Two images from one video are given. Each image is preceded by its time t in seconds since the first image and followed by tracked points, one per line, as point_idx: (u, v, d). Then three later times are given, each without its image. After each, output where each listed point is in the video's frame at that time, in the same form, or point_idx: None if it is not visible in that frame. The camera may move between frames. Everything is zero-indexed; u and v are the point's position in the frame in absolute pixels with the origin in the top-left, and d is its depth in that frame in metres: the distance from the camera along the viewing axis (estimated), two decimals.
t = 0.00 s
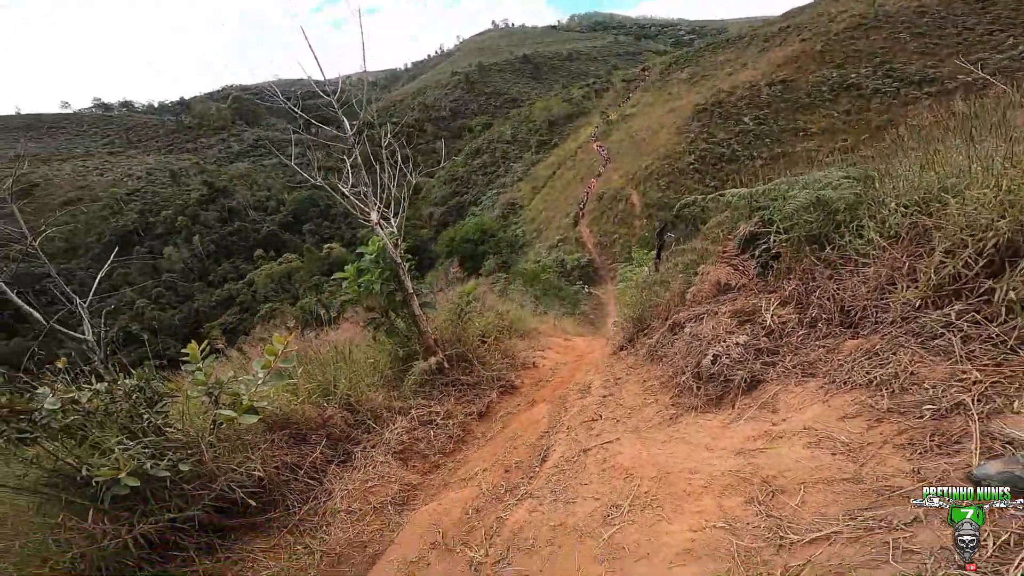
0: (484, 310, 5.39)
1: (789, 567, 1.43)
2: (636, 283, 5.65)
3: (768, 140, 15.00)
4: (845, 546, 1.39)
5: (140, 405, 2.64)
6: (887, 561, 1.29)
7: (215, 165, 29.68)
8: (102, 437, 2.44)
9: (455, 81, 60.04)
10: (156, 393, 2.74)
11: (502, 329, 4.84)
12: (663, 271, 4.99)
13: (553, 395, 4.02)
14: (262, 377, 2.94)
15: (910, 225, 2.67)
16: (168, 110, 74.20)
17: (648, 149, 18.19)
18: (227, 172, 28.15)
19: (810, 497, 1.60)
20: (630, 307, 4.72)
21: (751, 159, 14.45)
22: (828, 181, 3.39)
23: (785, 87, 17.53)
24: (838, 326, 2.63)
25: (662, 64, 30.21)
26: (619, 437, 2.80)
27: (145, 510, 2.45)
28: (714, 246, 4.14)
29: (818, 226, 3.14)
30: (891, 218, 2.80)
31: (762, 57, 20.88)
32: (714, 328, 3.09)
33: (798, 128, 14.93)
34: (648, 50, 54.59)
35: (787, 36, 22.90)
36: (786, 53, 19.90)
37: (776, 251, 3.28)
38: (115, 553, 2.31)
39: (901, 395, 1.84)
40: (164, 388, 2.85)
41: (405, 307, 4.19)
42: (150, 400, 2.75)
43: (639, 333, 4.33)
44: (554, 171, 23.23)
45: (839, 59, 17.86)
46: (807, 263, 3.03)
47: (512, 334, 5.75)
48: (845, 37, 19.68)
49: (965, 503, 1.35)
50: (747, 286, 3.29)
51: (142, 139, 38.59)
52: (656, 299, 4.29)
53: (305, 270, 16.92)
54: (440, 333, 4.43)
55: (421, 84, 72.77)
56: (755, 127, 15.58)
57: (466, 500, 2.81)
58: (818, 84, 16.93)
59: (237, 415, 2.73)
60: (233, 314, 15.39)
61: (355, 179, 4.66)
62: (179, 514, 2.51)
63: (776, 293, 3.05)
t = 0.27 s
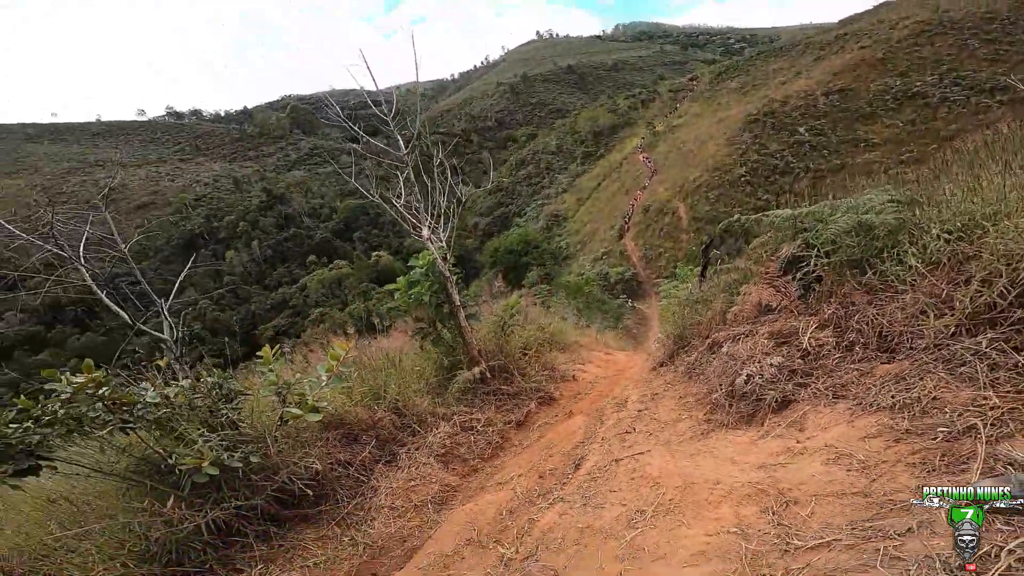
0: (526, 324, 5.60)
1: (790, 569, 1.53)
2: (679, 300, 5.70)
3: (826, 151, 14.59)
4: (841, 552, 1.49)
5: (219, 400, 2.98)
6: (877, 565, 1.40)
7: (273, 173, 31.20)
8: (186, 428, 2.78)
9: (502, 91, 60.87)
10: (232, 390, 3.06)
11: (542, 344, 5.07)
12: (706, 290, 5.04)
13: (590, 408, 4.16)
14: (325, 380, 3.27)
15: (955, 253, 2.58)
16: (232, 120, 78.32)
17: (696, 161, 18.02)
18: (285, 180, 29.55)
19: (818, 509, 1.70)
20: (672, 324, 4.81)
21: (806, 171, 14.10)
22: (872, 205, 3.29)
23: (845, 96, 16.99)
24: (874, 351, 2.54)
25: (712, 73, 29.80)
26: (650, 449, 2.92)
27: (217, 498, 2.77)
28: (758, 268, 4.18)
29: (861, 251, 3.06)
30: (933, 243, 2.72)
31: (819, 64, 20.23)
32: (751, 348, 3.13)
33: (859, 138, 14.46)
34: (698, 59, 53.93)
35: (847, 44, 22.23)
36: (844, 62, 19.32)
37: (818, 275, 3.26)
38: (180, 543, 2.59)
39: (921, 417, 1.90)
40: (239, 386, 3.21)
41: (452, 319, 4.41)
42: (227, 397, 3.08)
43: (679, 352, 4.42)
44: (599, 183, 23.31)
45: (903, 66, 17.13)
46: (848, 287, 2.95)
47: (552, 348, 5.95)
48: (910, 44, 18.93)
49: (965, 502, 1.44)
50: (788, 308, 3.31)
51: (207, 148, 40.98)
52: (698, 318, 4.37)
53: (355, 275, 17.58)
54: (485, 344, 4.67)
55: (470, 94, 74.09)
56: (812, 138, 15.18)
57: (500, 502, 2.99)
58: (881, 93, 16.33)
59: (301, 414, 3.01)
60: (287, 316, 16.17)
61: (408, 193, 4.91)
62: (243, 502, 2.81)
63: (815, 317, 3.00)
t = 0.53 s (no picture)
0: (530, 344, 5.72)
1: None
2: (682, 319, 5.76)
3: (833, 166, 14.62)
4: (810, 564, 1.58)
5: (229, 415, 3.11)
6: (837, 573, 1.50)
7: (284, 190, 31.71)
8: (197, 441, 2.91)
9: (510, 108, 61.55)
10: (241, 405, 3.19)
11: (545, 362, 5.19)
12: (708, 311, 5.11)
13: (590, 426, 4.24)
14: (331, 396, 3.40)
15: (941, 275, 2.59)
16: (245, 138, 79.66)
17: (702, 178, 18.14)
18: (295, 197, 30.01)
19: (790, 522, 1.79)
20: (674, 345, 4.90)
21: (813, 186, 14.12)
22: (863, 228, 3.35)
23: (851, 111, 17.04)
24: (862, 371, 2.57)
25: (718, 90, 30.02)
26: (644, 466, 3.00)
27: (224, 507, 2.88)
28: (756, 289, 4.25)
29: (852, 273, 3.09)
30: (918, 267, 2.77)
31: (824, 78, 20.28)
32: (745, 370, 3.19)
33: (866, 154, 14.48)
34: (705, 76, 54.33)
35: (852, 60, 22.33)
36: (849, 79, 19.42)
37: (812, 297, 3.31)
38: (186, 550, 2.69)
39: (897, 436, 1.98)
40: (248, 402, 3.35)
41: (456, 339, 4.51)
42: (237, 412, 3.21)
43: (681, 372, 4.50)
44: (605, 201, 23.51)
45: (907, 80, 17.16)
46: (840, 309, 3.00)
47: (556, 367, 6.05)
48: (915, 59, 18.98)
49: (965, 502, 1.48)
50: (782, 329, 3.36)
51: (220, 166, 41.78)
52: (699, 340, 4.45)
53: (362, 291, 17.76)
54: (489, 363, 4.79)
55: (478, 112, 74.91)
56: (818, 154, 15.23)
57: (498, 516, 3.07)
58: (887, 108, 16.37)
59: (307, 429, 3.14)
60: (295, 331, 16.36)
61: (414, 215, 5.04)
62: (250, 512, 2.92)
63: (809, 338, 3.04)
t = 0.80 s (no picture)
0: (532, 354, 5.72)
1: None
2: (686, 327, 5.72)
3: (837, 170, 14.53)
4: None
5: (231, 428, 3.14)
6: None
7: (289, 199, 31.91)
8: (200, 456, 2.93)
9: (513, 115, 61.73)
10: (244, 420, 3.22)
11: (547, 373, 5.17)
12: (710, 321, 5.09)
13: (592, 437, 4.25)
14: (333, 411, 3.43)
15: (940, 290, 2.55)
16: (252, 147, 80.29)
17: (704, 184, 18.12)
18: (299, 205, 30.20)
19: (781, 540, 1.82)
20: (677, 356, 4.88)
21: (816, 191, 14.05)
22: (862, 241, 3.32)
23: (853, 114, 16.97)
24: (862, 386, 2.55)
25: (721, 93, 29.93)
26: (643, 480, 3.00)
27: (226, 520, 2.89)
28: (757, 300, 4.23)
29: (852, 288, 3.05)
30: (915, 280, 2.74)
31: (827, 81, 20.19)
32: (744, 384, 3.18)
33: (869, 158, 14.39)
34: (708, 80, 54.25)
35: (854, 63, 22.24)
36: (852, 81, 19.33)
37: (810, 310, 3.28)
38: (190, 562, 2.72)
39: (893, 454, 1.98)
40: (250, 417, 3.38)
41: (457, 351, 4.51)
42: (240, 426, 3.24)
43: (683, 382, 4.48)
44: (609, 208, 23.51)
45: (911, 82, 17.05)
46: (840, 323, 2.97)
47: (560, 377, 6.05)
48: (918, 60, 18.88)
49: (965, 504, 1.53)
50: (782, 342, 3.34)
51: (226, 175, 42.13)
52: (702, 351, 4.41)
53: (366, 299, 17.82)
54: (491, 376, 4.80)
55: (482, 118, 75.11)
56: (821, 158, 15.15)
57: (499, 529, 3.08)
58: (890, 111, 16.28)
59: (309, 444, 3.16)
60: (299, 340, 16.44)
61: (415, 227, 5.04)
62: (251, 524, 2.94)
63: (808, 352, 3.02)
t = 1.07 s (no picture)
0: (517, 358, 5.79)
1: None
2: (669, 332, 5.80)
3: (822, 177, 14.72)
4: None
5: (215, 431, 3.19)
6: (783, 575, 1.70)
7: (278, 197, 31.73)
8: (183, 459, 2.97)
9: (504, 116, 61.81)
10: (227, 424, 3.26)
11: (531, 377, 5.24)
12: (691, 326, 5.19)
13: (574, 441, 4.34)
14: (316, 415, 3.49)
15: (904, 306, 2.66)
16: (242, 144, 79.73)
17: (692, 190, 18.31)
18: (288, 203, 30.07)
19: (741, 546, 1.93)
20: (660, 360, 4.98)
21: (802, 198, 14.24)
22: (833, 255, 3.42)
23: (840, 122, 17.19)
24: (827, 398, 2.67)
25: (710, 98, 30.17)
26: (619, 485, 3.10)
27: (210, 522, 2.95)
28: (735, 309, 4.34)
29: (822, 301, 3.15)
30: (880, 296, 2.85)
31: (815, 88, 20.42)
32: (719, 393, 3.27)
33: (855, 165, 14.59)
34: (699, 85, 54.55)
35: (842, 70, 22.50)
36: (839, 89, 19.58)
37: (782, 322, 3.37)
38: (173, 563, 2.77)
39: (848, 465, 2.09)
40: (234, 420, 3.41)
41: (441, 356, 4.57)
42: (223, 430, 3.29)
43: (664, 388, 4.56)
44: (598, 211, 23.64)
45: (896, 91, 17.30)
46: (810, 336, 3.07)
47: (545, 380, 6.12)
48: (904, 70, 19.15)
49: (965, 502, 1.40)
50: (756, 351, 3.44)
51: (214, 172, 41.91)
52: (682, 356, 4.52)
53: (353, 299, 17.79)
54: (474, 380, 4.85)
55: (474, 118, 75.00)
56: (807, 165, 15.33)
57: (479, 531, 3.15)
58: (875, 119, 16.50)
59: (292, 447, 3.23)
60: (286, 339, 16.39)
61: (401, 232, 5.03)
62: (235, 526, 2.99)
63: (780, 362, 3.13)
